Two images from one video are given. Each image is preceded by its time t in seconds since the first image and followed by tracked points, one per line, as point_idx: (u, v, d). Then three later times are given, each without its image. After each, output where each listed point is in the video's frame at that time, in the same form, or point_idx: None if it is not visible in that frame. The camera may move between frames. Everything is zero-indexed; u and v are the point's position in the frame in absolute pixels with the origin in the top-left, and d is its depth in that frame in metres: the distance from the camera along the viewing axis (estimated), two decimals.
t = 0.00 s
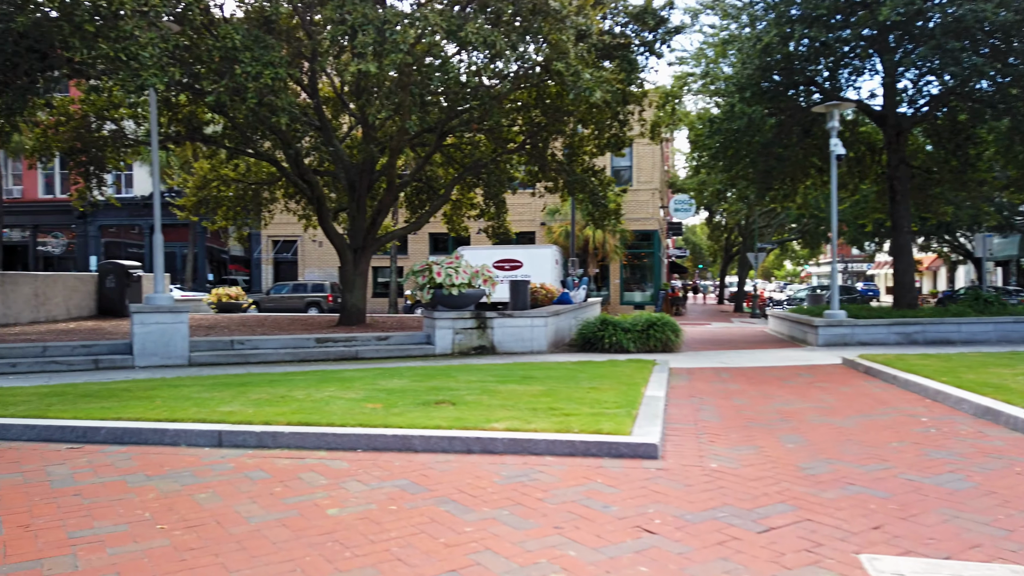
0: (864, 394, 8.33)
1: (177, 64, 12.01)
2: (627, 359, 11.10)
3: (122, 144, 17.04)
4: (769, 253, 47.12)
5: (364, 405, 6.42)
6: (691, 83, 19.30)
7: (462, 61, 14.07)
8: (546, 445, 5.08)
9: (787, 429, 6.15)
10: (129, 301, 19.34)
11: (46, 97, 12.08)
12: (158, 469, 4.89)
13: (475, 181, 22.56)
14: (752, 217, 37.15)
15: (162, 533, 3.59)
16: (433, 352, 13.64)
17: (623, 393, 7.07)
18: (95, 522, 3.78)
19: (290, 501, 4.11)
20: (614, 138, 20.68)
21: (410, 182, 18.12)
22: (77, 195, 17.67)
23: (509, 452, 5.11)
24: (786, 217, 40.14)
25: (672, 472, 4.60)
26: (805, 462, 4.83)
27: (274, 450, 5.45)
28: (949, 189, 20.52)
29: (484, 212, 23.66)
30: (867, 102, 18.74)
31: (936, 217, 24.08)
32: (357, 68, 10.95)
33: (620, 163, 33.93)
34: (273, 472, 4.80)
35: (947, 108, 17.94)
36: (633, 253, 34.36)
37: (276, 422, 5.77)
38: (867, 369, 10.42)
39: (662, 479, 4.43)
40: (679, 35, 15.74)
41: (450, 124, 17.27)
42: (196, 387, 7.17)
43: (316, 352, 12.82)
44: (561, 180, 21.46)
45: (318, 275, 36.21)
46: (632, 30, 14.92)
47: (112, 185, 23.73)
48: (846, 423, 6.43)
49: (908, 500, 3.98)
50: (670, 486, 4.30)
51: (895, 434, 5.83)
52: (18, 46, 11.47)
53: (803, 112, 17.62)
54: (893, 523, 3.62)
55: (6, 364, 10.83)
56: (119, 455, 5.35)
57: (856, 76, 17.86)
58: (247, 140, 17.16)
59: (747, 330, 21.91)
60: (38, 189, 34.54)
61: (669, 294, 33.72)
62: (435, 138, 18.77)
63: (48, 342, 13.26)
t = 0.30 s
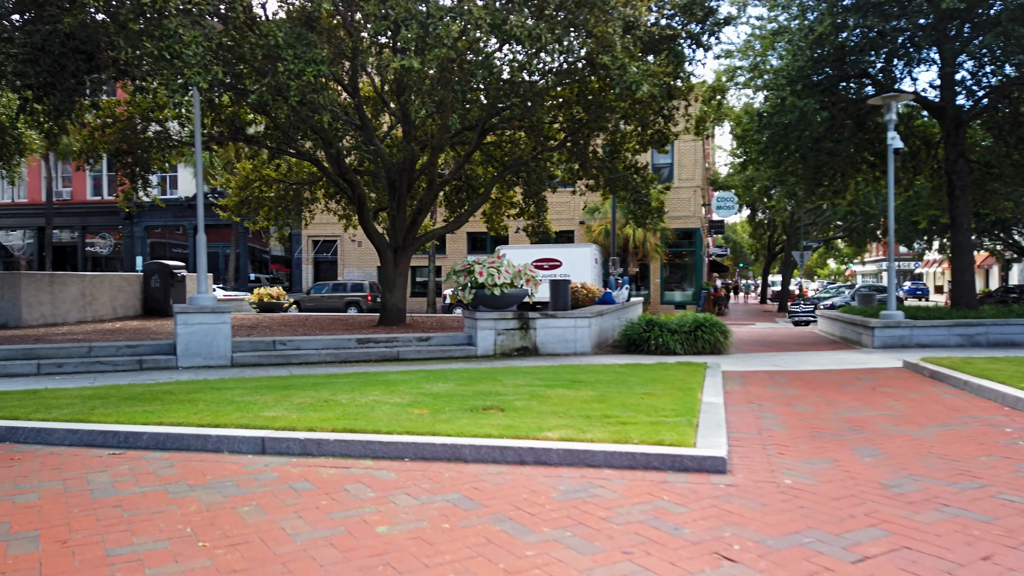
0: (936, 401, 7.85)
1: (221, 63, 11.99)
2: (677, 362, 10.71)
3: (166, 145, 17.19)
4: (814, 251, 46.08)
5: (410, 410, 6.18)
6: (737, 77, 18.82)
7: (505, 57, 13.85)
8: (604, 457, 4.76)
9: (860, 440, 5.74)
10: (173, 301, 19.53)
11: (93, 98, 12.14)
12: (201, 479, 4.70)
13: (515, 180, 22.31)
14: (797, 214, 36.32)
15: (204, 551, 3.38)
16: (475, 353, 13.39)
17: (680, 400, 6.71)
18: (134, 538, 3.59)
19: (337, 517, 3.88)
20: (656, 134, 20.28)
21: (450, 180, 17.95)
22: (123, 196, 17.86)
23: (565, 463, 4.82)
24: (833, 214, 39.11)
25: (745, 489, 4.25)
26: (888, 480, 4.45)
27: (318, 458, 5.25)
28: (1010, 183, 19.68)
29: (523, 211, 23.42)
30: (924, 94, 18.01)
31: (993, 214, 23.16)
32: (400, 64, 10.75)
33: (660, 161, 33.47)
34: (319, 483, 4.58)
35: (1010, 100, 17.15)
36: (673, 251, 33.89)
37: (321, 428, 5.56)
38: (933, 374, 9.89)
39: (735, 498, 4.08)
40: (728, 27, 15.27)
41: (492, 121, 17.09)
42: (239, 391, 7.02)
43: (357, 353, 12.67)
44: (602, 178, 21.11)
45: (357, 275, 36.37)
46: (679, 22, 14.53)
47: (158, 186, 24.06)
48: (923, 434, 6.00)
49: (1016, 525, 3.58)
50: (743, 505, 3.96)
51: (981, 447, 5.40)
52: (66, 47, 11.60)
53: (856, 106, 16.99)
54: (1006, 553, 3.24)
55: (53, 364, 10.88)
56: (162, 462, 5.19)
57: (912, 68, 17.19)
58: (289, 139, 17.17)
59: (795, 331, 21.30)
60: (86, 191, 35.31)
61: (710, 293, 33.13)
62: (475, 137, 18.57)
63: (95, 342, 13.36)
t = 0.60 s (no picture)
0: (987, 406, 7.53)
1: (246, 60, 11.88)
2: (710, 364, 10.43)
3: (191, 145, 17.19)
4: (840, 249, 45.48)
5: (441, 415, 5.97)
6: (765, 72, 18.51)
7: (531, 54, 13.70)
8: (648, 466, 4.53)
9: (915, 449, 5.46)
10: (197, 301, 19.55)
11: (118, 97, 12.07)
12: (228, 487, 4.53)
13: (539, 178, 22.11)
14: (824, 212, 35.81)
15: (234, 568, 3.19)
16: (501, 354, 13.18)
17: (720, 405, 6.46)
18: (160, 552, 3.41)
19: (371, 530, 3.67)
20: (683, 131, 20.00)
21: (474, 178, 17.78)
22: (148, 196, 17.89)
23: (607, 473, 4.59)
24: (860, 212, 38.54)
25: (802, 503, 4.00)
26: (956, 494, 4.17)
27: (348, 464, 5.06)
28: None
29: (547, 209, 23.23)
30: (960, 88, 17.59)
31: None
32: (426, 60, 10.61)
33: (684, 159, 33.20)
34: (351, 492, 4.38)
35: None
36: (697, 250, 33.58)
37: (351, 433, 5.38)
38: (979, 377, 9.53)
39: (793, 512, 3.83)
40: (758, 20, 14.97)
41: (516, 119, 16.94)
42: (266, 394, 6.86)
43: (383, 354, 12.52)
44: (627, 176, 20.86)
45: (379, 274, 36.39)
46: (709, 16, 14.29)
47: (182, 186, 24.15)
48: (981, 442, 5.69)
49: None
50: (803, 521, 3.71)
51: None
52: (91, 46, 11.57)
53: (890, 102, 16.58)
54: None
55: (79, 364, 10.82)
56: (188, 469, 5.03)
57: (948, 62, 16.80)
58: (312, 138, 17.10)
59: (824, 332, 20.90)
60: (112, 191, 35.68)
61: (735, 292, 32.74)
62: (500, 134, 18.38)
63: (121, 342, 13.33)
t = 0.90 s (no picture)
0: None
1: (268, 57, 11.74)
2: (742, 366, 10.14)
3: (211, 144, 17.13)
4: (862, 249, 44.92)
5: (473, 418, 5.76)
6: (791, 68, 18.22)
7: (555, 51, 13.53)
8: (697, 475, 4.29)
9: (974, 457, 5.17)
10: (217, 301, 19.47)
11: (139, 95, 11.96)
12: (255, 494, 4.32)
13: (559, 177, 21.87)
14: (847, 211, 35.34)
15: None
16: (524, 355, 12.95)
17: (762, 409, 6.19)
18: (188, 565, 3.21)
19: (409, 542, 3.46)
20: (705, 130, 19.72)
21: (495, 177, 17.60)
22: (168, 196, 17.83)
23: (652, 481, 4.35)
24: (883, 211, 38.03)
25: (867, 516, 3.74)
26: None
27: (379, 470, 4.84)
28: None
29: (567, 209, 23.00)
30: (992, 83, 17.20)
31: None
32: (451, 56, 10.46)
33: (704, 158, 32.99)
34: (385, 500, 4.17)
35: None
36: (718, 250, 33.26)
37: (381, 438, 5.17)
38: None
39: (859, 526, 3.58)
40: (787, 15, 14.66)
41: (538, 117, 16.80)
42: (290, 395, 6.68)
43: (405, 354, 12.33)
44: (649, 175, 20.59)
45: (396, 274, 36.32)
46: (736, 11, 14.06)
47: (202, 187, 24.14)
48: None
49: None
50: (872, 536, 3.46)
51: None
52: (112, 43, 11.47)
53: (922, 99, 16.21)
54: None
55: (100, 364, 10.72)
56: (213, 474, 4.84)
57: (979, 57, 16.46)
58: (332, 137, 16.99)
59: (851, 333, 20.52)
60: (132, 192, 35.89)
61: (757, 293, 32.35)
62: (521, 132, 18.16)
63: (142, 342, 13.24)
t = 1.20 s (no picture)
0: None
1: (287, 63, 11.54)
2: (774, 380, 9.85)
3: (227, 148, 16.95)
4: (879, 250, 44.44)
5: (507, 442, 5.52)
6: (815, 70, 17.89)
7: (577, 53, 13.30)
8: (755, 514, 4.04)
9: None
10: (232, 306, 19.32)
11: (155, 101, 11.78)
12: (287, 531, 4.11)
13: (576, 181, 21.61)
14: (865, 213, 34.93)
15: None
16: (546, 364, 12.70)
17: (808, 433, 5.92)
18: None
19: None
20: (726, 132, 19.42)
21: (514, 181, 17.34)
22: (183, 201, 17.69)
23: (706, 520, 4.10)
24: (901, 213, 37.59)
25: (946, 566, 3.48)
26: None
27: (414, 503, 4.62)
28: None
29: (584, 212, 22.73)
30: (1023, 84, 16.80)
31: None
32: (476, 60, 10.19)
33: (720, 160, 32.70)
34: (424, 540, 3.94)
35: None
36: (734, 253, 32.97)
37: (415, 466, 4.95)
38: None
39: None
40: (814, 17, 14.37)
41: (558, 120, 16.55)
42: (315, 416, 6.46)
43: (425, 364, 12.12)
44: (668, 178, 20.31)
45: (409, 276, 36.19)
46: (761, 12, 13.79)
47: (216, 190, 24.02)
48: None
49: None
50: None
51: None
52: (129, 48, 11.30)
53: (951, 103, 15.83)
54: None
55: (117, 376, 10.57)
56: (241, 506, 4.63)
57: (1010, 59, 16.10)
58: (349, 141, 16.80)
59: (873, 339, 20.17)
60: (146, 194, 35.89)
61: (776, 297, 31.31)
62: (540, 135, 17.92)
63: (158, 351, 13.09)
